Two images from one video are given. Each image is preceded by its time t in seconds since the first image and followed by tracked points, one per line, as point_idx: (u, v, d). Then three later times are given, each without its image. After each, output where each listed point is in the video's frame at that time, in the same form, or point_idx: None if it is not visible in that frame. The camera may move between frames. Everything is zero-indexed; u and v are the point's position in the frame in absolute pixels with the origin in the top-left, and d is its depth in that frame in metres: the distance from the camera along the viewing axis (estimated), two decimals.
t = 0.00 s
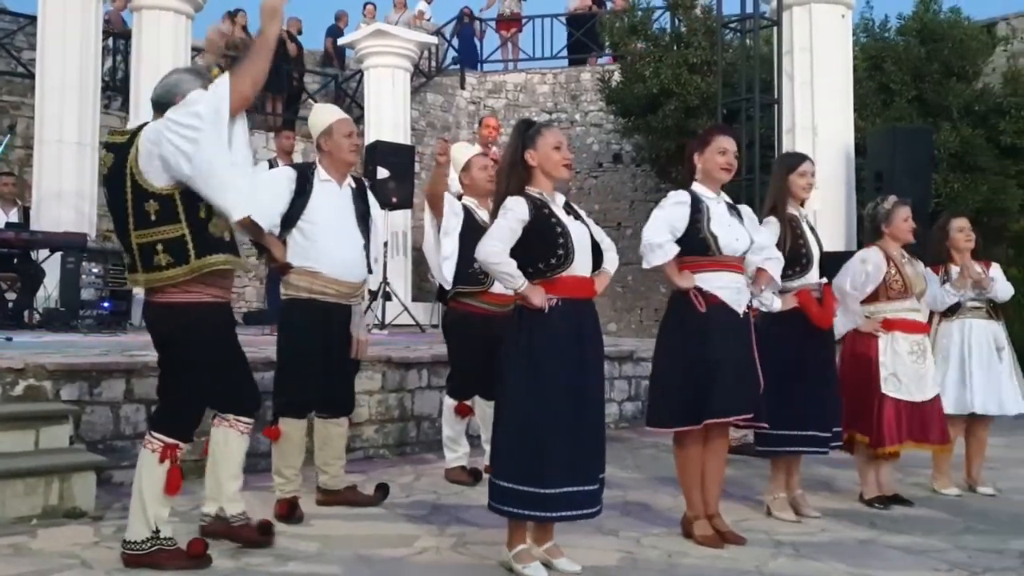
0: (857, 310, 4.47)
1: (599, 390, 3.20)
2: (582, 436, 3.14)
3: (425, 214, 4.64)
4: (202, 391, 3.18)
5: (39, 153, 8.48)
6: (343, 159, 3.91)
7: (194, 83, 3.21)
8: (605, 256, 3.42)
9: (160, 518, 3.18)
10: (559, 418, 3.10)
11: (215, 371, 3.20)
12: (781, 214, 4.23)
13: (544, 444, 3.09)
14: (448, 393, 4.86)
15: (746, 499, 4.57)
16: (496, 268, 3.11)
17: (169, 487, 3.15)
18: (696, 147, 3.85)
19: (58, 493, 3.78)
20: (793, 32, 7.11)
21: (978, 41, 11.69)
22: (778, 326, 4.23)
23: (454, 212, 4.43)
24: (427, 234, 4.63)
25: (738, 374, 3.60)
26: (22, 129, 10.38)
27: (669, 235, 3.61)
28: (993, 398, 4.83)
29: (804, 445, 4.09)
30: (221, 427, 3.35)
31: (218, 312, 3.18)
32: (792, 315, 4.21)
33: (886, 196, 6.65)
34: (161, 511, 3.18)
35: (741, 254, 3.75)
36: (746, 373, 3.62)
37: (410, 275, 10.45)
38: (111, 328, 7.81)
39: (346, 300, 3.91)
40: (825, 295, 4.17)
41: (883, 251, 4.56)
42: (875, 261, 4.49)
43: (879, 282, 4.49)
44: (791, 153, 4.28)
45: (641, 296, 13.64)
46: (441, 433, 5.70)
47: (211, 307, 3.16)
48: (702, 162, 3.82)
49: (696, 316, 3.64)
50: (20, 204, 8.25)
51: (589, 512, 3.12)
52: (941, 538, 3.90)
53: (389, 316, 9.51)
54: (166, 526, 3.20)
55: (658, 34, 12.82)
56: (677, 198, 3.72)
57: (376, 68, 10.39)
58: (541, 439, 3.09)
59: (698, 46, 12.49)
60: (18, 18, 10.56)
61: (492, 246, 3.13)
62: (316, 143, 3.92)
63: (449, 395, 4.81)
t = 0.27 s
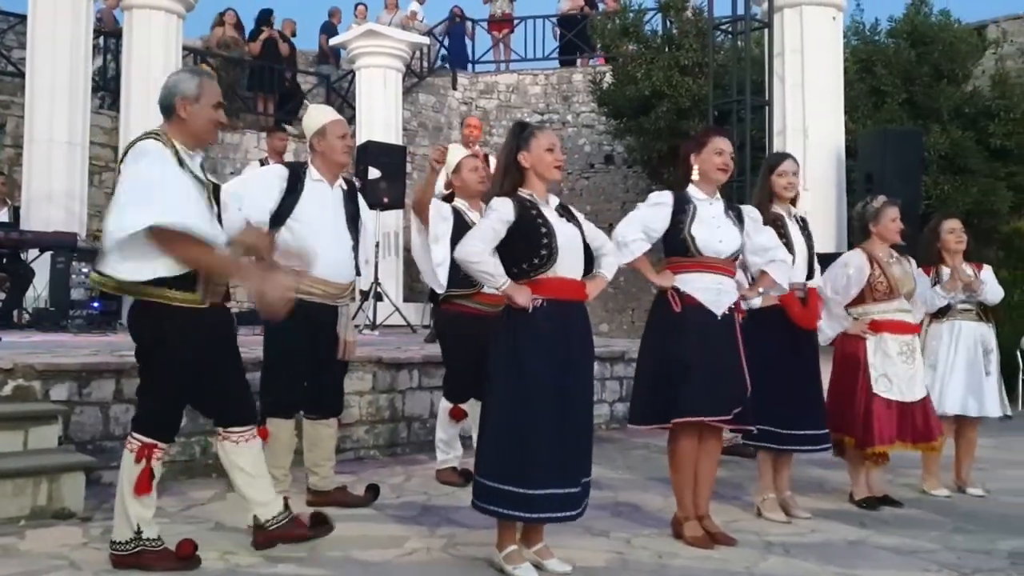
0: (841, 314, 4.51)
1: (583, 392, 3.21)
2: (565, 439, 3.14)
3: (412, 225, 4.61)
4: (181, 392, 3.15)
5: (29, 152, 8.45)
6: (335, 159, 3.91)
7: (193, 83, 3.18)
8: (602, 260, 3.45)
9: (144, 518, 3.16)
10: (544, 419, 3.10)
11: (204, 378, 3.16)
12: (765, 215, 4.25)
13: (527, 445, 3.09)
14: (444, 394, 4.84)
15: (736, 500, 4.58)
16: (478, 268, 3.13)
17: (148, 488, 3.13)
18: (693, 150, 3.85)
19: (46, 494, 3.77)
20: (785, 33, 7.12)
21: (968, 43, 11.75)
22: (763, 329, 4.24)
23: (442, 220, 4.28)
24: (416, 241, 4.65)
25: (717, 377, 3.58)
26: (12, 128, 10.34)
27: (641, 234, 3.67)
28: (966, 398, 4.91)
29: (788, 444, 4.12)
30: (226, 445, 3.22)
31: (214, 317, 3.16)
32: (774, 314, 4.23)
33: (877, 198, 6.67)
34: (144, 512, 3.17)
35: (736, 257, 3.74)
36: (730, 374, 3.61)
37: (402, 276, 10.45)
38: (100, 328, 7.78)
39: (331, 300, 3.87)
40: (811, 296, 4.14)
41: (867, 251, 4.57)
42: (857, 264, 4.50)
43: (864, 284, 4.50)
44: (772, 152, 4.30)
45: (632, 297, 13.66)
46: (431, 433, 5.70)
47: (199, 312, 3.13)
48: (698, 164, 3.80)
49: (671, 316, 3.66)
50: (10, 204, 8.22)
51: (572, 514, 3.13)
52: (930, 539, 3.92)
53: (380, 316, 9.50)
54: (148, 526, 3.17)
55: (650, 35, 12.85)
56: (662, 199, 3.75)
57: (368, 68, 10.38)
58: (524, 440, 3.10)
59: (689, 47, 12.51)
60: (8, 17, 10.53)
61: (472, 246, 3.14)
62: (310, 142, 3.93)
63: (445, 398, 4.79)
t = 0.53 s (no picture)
0: (816, 323, 4.48)
1: (564, 398, 3.17)
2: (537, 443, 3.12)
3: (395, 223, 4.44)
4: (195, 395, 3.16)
5: (15, 152, 8.41)
6: (314, 158, 3.87)
7: (218, 84, 3.18)
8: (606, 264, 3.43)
9: (134, 514, 3.15)
10: (513, 422, 3.10)
11: (215, 378, 3.19)
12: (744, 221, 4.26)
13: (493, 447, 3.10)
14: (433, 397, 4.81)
15: (724, 501, 4.58)
16: (441, 267, 3.21)
17: (139, 484, 3.12)
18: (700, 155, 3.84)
19: (32, 495, 3.75)
20: (773, 35, 7.14)
21: (955, 45, 11.81)
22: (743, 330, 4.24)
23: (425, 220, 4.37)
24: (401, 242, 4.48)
25: (686, 381, 3.57)
26: None
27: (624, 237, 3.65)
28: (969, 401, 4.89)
29: (778, 448, 4.14)
30: (216, 449, 3.20)
31: (229, 317, 3.16)
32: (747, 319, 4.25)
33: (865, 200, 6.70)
34: (135, 508, 3.15)
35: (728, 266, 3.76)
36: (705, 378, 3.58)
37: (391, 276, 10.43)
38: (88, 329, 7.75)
39: (323, 300, 3.87)
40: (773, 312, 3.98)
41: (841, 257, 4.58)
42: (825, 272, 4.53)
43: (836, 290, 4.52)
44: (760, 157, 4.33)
45: (622, 298, 13.68)
46: (420, 435, 5.70)
47: (210, 311, 3.11)
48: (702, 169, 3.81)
49: (641, 319, 3.69)
50: None
51: (543, 516, 3.12)
52: (917, 540, 3.93)
53: (369, 317, 9.49)
54: (135, 524, 3.15)
55: (639, 36, 12.89)
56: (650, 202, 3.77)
57: (358, 68, 10.36)
58: (490, 442, 3.10)
59: (678, 49, 12.54)
60: None
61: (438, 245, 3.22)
62: (290, 142, 3.90)
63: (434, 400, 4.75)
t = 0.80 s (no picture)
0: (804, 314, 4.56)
1: (564, 396, 3.15)
2: (530, 443, 3.12)
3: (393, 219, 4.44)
4: (218, 401, 3.11)
5: (12, 153, 8.41)
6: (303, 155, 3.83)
7: (228, 88, 3.19)
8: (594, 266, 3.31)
9: (162, 514, 3.16)
10: (507, 422, 3.11)
11: (227, 378, 3.16)
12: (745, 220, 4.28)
13: (488, 448, 3.11)
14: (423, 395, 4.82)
15: (721, 502, 4.59)
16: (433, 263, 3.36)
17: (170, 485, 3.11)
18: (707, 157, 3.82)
19: (29, 497, 3.75)
20: (770, 37, 7.14)
21: (952, 47, 11.83)
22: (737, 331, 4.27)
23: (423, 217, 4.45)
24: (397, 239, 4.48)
25: (669, 379, 3.60)
26: None
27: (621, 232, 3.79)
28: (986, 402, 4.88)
29: (772, 455, 4.14)
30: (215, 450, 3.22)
31: (236, 316, 3.13)
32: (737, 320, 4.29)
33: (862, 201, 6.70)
34: (164, 509, 3.16)
35: (727, 267, 3.75)
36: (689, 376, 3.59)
37: (388, 277, 10.44)
38: (85, 330, 7.75)
39: (326, 301, 3.89)
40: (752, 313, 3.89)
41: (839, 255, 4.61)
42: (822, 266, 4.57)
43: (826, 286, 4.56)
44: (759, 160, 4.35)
45: (619, 299, 13.69)
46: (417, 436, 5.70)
47: (210, 311, 3.08)
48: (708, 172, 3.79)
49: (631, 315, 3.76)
50: None
51: (547, 516, 3.10)
52: (914, 541, 3.94)
53: (366, 318, 9.49)
54: (163, 525, 3.15)
55: (636, 38, 12.91)
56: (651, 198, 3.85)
57: (355, 69, 10.36)
58: (486, 444, 3.12)
59: (675, 50, 12.54)
60: None
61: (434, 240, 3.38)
62: (278, 143, 3.87)
63: (425, 398, 4.75)
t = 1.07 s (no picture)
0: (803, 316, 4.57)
1: (562, 399, 3.15)
2: (526, 446, 3.12)
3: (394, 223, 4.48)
4: (221, 403, 3.09)
5: (11, 154, 8.42)
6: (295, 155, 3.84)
7: (233, 94, 3.23)
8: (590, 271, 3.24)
9: (182, 522, 3.10)
10: (504, 425, 3.11)
11: (227, 379, 3.14)
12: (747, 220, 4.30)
13: (484, 450, 3.13)
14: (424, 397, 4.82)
15: (719, 502, 4.60)
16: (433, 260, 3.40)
17: (183, 489, 3.07)
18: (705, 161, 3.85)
19: (28, 497, 3.75)
20: (768, 37, 7.15)
21: (950, 47, 11.85)
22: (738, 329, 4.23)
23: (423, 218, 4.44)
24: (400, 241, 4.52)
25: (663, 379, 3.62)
26: None
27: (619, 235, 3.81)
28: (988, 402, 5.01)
29: (769, 457, 4.15)
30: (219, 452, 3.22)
31: (236, 316, 3.10)
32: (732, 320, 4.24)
33: (859, 201, 6.71)
34: (183, 517, 3.10)
35: (724, 271, 3.76)
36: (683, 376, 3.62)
37: (387, 278, 10.45)
38: (84, 331, 7.76)
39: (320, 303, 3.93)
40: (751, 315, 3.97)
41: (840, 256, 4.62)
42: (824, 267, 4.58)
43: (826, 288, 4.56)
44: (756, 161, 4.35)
45: (617, 300, 13.70)
46: (415, 436, 5.71)
47: (210, 311, 3.05)
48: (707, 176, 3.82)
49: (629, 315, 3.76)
50: None
51: (544, 519, 3.10)
52: (912, 541, 3.95)
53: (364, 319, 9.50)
54: (184, 534, 3.10)
55: (634, 39, 12.92)
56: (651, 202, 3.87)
57: (353, 69, 10.36)
58: (483, 446, 3.13)
59: (673, 50, 12.55)
60: None
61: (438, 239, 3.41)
62: (267, 144, 3.85)
63: (426, 400, 4.76)
